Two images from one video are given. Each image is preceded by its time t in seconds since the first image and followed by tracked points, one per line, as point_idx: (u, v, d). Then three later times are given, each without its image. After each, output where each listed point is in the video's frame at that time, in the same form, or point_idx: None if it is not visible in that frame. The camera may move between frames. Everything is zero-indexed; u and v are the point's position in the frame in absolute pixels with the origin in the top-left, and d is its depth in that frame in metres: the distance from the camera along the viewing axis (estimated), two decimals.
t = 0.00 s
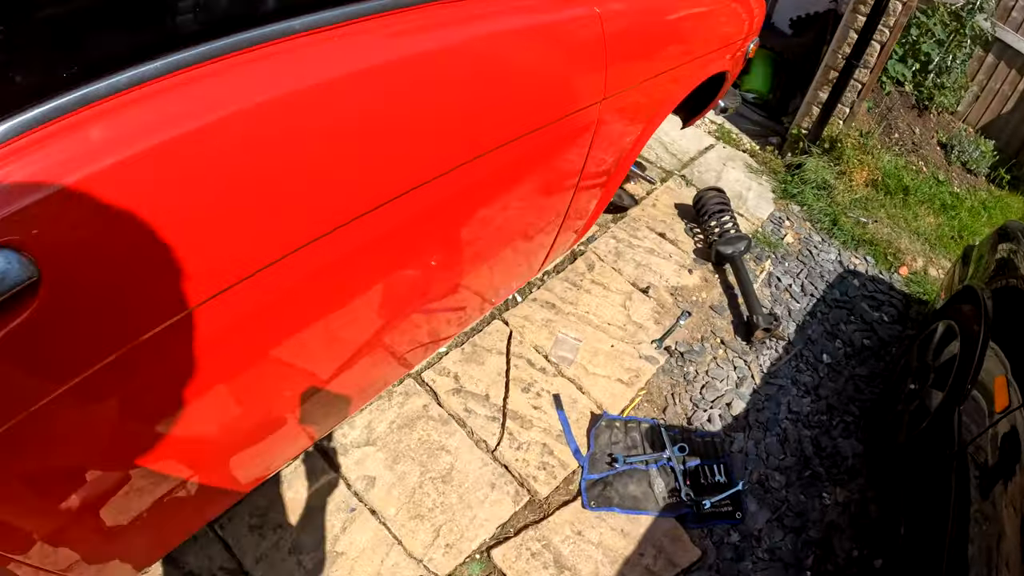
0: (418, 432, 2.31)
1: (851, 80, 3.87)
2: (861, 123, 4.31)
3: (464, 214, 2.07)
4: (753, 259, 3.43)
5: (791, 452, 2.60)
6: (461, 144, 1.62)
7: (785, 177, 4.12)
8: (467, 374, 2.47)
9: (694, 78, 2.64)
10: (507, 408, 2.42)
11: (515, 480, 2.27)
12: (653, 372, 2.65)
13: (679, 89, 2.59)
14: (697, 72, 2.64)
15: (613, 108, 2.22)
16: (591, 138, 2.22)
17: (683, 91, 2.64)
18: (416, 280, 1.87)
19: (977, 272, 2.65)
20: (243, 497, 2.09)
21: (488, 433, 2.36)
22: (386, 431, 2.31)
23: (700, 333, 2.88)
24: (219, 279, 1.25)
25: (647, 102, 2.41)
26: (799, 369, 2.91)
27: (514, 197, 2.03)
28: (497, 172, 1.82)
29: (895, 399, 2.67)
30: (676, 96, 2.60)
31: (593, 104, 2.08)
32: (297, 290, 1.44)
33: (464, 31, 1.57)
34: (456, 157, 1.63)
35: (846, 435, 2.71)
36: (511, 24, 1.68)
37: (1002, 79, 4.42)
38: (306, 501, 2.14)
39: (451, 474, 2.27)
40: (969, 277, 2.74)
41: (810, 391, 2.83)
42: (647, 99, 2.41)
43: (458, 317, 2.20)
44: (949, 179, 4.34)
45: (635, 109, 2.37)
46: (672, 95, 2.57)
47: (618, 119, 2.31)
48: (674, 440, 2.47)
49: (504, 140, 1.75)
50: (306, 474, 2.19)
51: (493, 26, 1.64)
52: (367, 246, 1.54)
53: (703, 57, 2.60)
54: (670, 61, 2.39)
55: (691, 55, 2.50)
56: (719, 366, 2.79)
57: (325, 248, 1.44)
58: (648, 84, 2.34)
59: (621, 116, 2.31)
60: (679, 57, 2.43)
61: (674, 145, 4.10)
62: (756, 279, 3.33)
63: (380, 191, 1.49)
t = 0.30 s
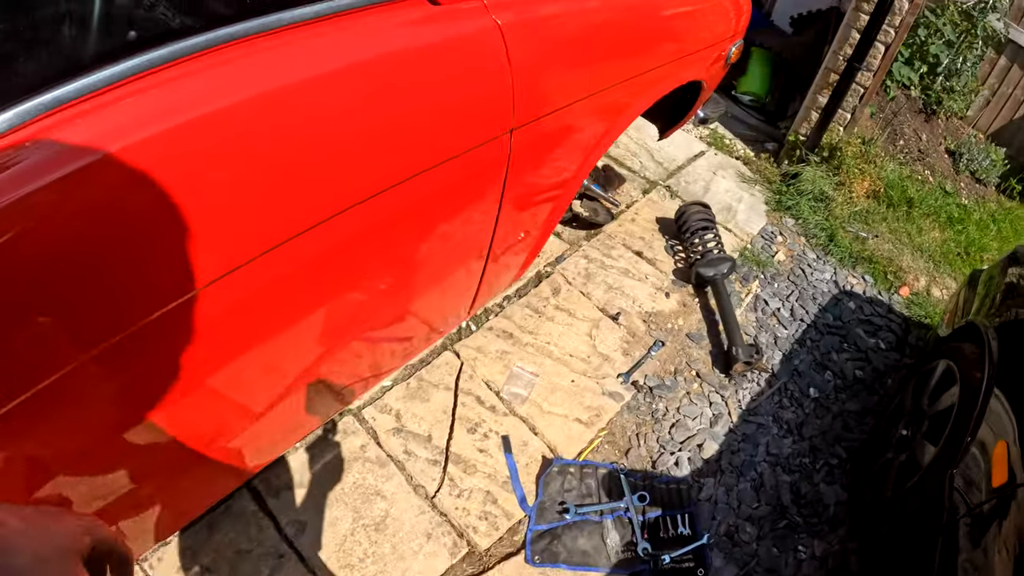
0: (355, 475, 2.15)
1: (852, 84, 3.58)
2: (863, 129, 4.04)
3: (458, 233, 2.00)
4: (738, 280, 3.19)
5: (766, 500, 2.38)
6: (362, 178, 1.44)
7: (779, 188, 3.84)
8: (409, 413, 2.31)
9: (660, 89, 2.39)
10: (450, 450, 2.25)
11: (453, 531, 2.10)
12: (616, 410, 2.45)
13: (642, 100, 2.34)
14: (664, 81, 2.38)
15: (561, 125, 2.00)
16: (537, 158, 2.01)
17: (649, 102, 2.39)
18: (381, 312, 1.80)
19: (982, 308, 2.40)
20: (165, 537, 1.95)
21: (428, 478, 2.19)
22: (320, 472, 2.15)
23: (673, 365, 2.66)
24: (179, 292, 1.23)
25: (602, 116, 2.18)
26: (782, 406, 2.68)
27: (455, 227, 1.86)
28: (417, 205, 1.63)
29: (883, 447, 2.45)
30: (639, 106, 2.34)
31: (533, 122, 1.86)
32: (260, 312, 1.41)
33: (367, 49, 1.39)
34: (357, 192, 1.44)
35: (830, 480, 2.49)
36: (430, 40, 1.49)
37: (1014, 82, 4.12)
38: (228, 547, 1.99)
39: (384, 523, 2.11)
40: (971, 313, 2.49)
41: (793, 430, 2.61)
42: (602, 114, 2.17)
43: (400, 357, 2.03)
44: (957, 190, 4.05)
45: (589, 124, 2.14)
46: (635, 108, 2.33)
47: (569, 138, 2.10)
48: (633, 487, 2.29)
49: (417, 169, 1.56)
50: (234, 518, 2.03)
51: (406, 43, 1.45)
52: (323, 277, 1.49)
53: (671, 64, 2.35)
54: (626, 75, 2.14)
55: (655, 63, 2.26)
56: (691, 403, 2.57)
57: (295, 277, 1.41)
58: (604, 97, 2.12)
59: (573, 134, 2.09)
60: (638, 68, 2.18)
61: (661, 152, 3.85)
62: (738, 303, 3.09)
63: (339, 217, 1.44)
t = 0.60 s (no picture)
0: (284, 507, 2.05)
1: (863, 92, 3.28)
2: (873, 140, 3.79)
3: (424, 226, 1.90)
4: (723, 303, 2.97)
5: (734, 554, 2.17)
6: (253, 201, 1.27)
7: (779, 203, 3.59)
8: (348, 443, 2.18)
9: (631, 91, 2.13)
10: (387, 486, 2.12)
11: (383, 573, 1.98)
12: (574, 447, 2.28)
13: (609, 102, 2.07)
14: (633, 82, 2.12)
15: (507, 134, 1.77)
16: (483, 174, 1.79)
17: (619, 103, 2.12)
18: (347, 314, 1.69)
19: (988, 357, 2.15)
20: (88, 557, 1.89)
21: (361, 514, 2.07)
22: (250, 503, 2.05)
23: (643, 398, 2.45)
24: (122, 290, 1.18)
25: (561, 124, 1.94)
26: (762, 447, 2.46)
27: (413, 238, 1.70)
28: (344, 221, 1.45)
29: (869, 501, 2.23)
30: (606, 109, 2.08)
31: (470, 132, 1.63)
32: (210, 314, 1.34)
33: (258, 58, 1.21)
34: (265, 204, 1.29)
35: (809, 533, 2.27)
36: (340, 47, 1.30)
37: None
38: None
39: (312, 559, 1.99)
40: (976, 361, 2.24)
41: (772, 475, 2.39)
42: (560, 122, 1.94)
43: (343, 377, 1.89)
44: (971, 209, 3.76)
45: (545, 133, 1.91)
46: (601, 114, 2.08)
47: (522, 149, 1.87)
48: (584, 534, 2.10)
49: (318, 189, 1.36)
50: (160, 545, 1.95)
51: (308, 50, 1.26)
52: (275, 277, 1.41)
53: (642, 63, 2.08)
54: (585, 78, 1.90)
55: (622, 66, 2.02)
56: (659, 442, 2.36)
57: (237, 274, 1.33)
58: (560, 102, 1.88)
59: (526, 144, 1.87)
60: (601, 70, 1.94)
61: (653, 160, 3.62)
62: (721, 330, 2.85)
63: (294, 210, 1.34)
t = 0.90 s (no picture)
0: (205, 519, 2.01)
1: (881, 104, 2.97)
2: (891, 159, 3.51)
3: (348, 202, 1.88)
4: (705, 330, 2.74)
5: None
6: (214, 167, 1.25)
7: (784, 220, 3.31)
8: (275, 460, 2.11)
9: (582, 86, 1.92)
10: (307, 508, 2.04)
11: None
12: (515, 482, 2.09)
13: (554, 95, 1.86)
14: (583, 73, 1.89)
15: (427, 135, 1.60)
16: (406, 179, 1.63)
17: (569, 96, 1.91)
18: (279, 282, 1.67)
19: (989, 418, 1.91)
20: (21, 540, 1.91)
21: (279, 535, 2.00)
22: (175, 510, 2.01)
23: (601, 432, 2.24)
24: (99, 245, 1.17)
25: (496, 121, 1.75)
26: (729, 496, 2.23)
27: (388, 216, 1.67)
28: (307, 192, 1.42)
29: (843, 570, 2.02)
30: (553, 104, 1.88)
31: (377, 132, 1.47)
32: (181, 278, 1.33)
33: (103, 52, 1.07)
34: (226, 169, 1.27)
35: None
36: (211, 36, 1.15)
37: None
38: None
39: None
40: (979, 424, 1.97)
41: (736, 529, 2.16)
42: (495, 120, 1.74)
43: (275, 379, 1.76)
44: (994, 237, 3.43)
45: (480, 133, 1.73)
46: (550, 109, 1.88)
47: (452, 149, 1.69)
48: None
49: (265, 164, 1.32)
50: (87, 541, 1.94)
51: (163, 44, 1.11)
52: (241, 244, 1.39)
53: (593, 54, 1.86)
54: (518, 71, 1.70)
55: (570, 60, 1.81)
56: (612, 484, 2.14)
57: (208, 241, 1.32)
58: (492, 99, 1.69)
59: (454, 144, 1.69)
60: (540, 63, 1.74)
61: (651, 167, 3.37)
62: (697, 362, 2.60)
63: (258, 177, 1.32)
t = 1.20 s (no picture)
0: (156, 507, 1.98)
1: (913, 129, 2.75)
2: (920, 189, 3.25)
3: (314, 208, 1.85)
4: (695, 360, 2.60)
5: None
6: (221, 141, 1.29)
7: (798, 246, 3.10)
8: (228, 456, 2.05)
9: (552, 97, 1.80)
10: (253, 510, 1.98)
11: None
12: (467, 505, 2.01)
13: (521, 106, 1.75)
14: (552, 84, 1.77)
15: (384, 141, 1.54)
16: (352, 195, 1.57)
17: (539, 108, 1.78)
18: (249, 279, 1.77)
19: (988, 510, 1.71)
20: None
21: (225, 532, 1.95)
22: (129, 496, 1.99)
23: (566, 461, 2.13)
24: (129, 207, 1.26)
25: (453, 133, 1.65)
26: (695, 542, 2.12)
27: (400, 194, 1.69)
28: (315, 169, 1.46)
29: None
30: (520, 116, 1.76)
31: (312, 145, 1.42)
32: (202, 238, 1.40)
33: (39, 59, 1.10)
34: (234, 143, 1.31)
35: None
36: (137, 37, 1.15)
37: None
38: (16, 553, 1.90)
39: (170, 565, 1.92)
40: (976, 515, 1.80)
41: None
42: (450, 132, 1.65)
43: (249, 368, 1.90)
44: None
45: (435, 147, 1.64)
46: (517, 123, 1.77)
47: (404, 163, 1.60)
48: None
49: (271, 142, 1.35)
50: (44, 517, 1.95)
51: (82, 55, 1.12)
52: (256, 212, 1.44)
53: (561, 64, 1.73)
54: (472, 81, 1.59)
55: (534, 71, 1.69)
56: (570, 518, 2.04)
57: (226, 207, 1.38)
58: (444, 110, 1.60)
59: (406, 157, 1.60)
60: (497, 73, 1.63)
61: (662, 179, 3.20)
62: (678, 395, 2.47)
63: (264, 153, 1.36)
